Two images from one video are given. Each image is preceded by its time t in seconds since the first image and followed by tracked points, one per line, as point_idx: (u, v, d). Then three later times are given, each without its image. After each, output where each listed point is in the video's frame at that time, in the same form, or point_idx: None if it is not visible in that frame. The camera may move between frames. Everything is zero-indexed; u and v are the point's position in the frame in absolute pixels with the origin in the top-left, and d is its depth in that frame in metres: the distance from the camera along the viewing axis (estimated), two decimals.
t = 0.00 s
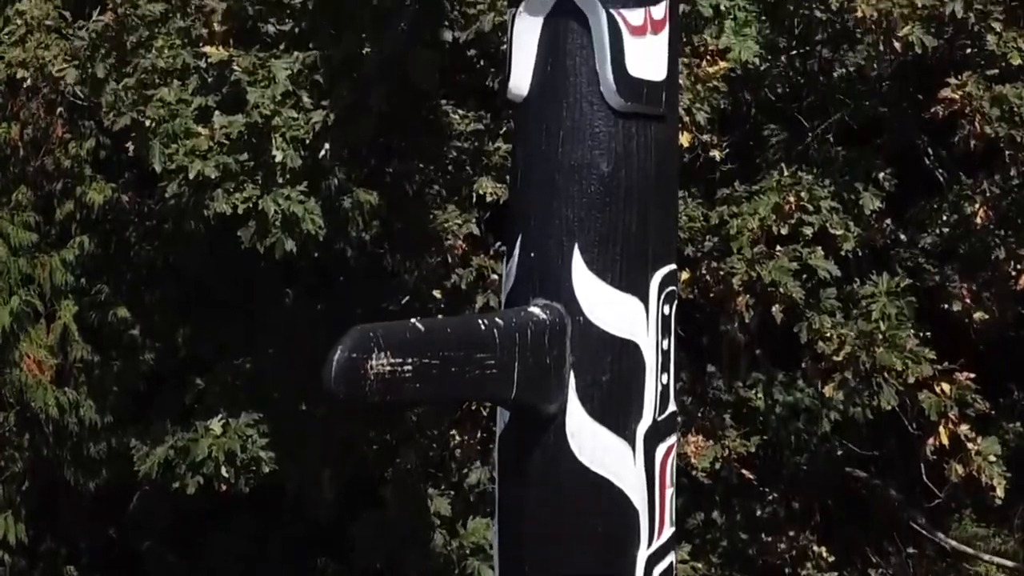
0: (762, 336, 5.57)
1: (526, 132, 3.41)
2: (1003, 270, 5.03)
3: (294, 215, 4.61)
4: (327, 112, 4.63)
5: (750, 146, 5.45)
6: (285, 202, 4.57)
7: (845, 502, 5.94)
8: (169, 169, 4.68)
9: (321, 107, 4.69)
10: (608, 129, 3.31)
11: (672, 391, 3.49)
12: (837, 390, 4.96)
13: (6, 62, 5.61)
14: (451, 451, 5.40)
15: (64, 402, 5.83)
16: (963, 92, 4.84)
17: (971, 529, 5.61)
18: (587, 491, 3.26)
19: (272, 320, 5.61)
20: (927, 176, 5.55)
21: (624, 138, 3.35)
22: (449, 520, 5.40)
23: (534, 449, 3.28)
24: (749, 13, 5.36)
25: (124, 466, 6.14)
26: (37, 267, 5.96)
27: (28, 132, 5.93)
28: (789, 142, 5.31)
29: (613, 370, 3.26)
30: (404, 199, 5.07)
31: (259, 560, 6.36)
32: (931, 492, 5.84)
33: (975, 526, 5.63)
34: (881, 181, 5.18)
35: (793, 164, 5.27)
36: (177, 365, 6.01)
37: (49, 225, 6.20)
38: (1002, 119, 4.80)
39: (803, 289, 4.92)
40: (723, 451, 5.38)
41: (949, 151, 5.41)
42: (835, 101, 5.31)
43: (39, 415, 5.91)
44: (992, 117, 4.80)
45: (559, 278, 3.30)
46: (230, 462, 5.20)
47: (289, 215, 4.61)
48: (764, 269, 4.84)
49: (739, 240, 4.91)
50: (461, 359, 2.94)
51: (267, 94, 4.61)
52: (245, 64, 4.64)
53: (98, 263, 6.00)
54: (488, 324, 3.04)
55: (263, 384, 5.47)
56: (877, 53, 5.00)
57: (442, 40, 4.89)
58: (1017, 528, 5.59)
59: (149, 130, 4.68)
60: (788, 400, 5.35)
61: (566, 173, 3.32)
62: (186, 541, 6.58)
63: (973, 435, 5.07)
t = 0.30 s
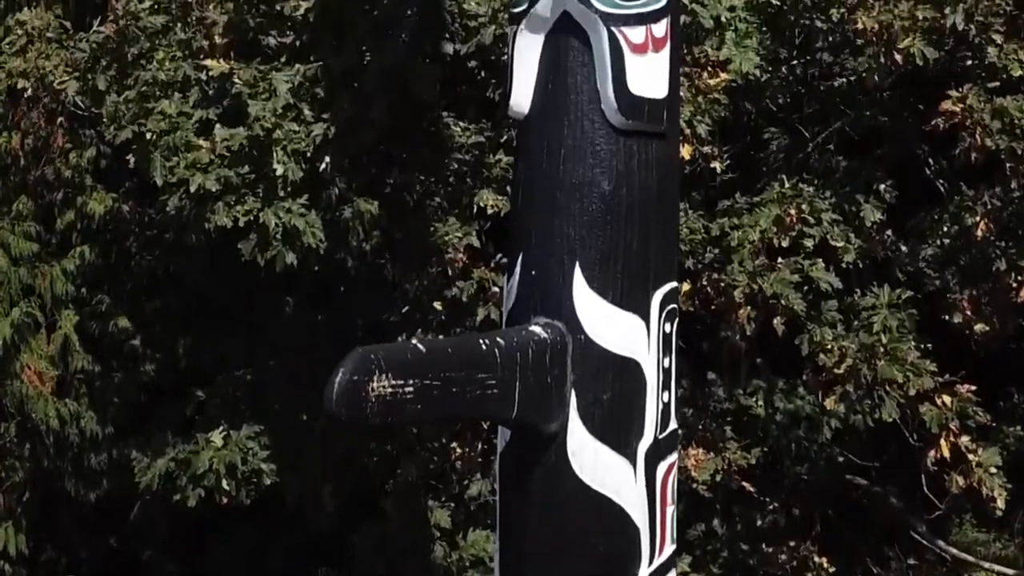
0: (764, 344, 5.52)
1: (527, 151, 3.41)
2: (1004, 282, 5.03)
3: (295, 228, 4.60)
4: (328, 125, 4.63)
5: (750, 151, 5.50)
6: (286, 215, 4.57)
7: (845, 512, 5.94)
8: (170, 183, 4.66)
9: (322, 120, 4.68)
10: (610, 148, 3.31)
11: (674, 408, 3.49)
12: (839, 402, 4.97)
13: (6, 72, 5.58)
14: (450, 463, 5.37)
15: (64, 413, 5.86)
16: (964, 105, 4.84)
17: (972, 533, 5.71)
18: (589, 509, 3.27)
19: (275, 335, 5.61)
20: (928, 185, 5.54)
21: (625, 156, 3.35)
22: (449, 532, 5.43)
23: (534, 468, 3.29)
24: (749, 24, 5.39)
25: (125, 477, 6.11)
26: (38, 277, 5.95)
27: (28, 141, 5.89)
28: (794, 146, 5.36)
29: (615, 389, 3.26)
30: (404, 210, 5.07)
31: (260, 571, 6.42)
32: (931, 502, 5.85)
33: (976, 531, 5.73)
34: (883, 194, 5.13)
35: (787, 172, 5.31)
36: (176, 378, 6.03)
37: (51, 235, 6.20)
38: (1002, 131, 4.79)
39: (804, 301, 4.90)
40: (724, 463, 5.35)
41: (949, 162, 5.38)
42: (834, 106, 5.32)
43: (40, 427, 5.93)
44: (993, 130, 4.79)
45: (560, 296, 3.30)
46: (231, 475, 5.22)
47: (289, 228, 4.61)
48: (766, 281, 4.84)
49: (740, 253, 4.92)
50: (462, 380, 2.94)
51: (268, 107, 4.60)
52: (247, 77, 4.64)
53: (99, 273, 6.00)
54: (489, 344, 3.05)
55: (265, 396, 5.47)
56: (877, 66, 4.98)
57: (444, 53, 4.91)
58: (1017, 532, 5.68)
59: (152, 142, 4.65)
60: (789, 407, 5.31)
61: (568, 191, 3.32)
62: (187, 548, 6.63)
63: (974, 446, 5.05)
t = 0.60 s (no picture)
0: (763, 354, 5.44)
1: (527, 174, 3.41)
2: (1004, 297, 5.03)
3: (295, 245, 4.60)
4: (329, 141, 4.60)
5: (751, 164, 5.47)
6: (287, 232, 4.56)
7: (845, 526, 5.95)
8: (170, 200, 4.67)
9: (322, 136, 4.66)
10: (610, 171, 3.32)
11: (674, 431, 3.49)
12: (840, 419, 4.94)
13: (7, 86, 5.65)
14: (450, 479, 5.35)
15: (65, 428, 5.90)
16: (964, 121, 4.85)
17: (972, 540, 5.59)
18: (591, 533, 3.26)
19: (277, 350, 5.63)
20: (928, 197, 5.54)
21: (626, 179, 3.36)
22: (449, 549, 5.41)
23: (535, 493, 3.29)
24: (749, 39, 5.37)
25: (126, 492, 6.12)
26: (39, 289, 5.98)
27: (29, 152, 5.90)
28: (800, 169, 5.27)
29: (615, 413, 3.27)
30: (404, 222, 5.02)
31: None
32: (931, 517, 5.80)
33: (976, 537, 5.61)
34: (884, 209, 5.15)
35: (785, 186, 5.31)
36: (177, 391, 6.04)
37: (53, 246, 6.17)
38: (1002, 147, 4.81)
39: (805, 317, 4.92)
40: (724, 479, 5.36)
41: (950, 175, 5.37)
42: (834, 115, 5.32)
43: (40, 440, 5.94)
44: (993, 146, 4.81)
45: (561, 320, 3.30)
46: (232, 490, 5.22)
47: (290, 245, 4.60)
48: (767, 297, 4.83)
49: (741, 269, 4.91)
50: (463, 406, 2.94)
51: (269, 124, 4.61)
52: (247, 94, 4.66)
53: (99, 285, 5.98)
54: (489, 370, 3.05)
55: (265, 411, 5.49)
56: (877, 81, 4.96)
57: (444, 69, 4.93)
58: (1017, 539, 5.62)
59: (153, 158, 4.67)
60: (788, 417, 5.28)
61: (568, 215, 3.32)
62: (187, 562, 6.61)
63: (974, 460, 5.04)
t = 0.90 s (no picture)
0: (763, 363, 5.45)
1: (527, 193, 3.41)
2: (1004, 309, 5.06)
3: (296, 260, 4.60)
4: (330, 156, 4.63)
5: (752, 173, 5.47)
6: (287, 246, 4.57)
7: (845, 537, 5.95)
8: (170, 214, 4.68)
9: (322, 151, 4.67)
10: (611, 190, 3.32)
11: (675, 450, 3.49)
12: (840, 434, 4.93)
13: (6, 95, 5.56)
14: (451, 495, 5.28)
15: (65, 440, 5.89)
16: (964, 134, 4.85)
17: (972, 545, 5.46)
18: (590, 553, 3.27)
19: (276, 360, 5.62)
20: (928, 208, 5.54)
21: (626, 198, 3.36)
22: (450, 563, 5.39)
23: (535, 513, 3.30)
24: (750, 51, 5.27)
25: (126, 503, 6.13)
26: (39, 300, 6.00)
27: (29, 163, 5.90)
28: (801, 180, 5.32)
29: (615, 433, 3.27)
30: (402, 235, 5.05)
31: None
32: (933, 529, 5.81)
33: (976, 543, 5.48)
34: (884, 221, 5.16)
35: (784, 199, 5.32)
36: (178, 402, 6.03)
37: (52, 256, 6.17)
38: (1002, 161, 4.82)
39: (805, 330, 4.90)
40: (725, 492, 5.34)
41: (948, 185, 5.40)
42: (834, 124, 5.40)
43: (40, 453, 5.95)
44: (994, 160, 4.81)
45: (561, 340, 3.31)
46: (234, 504, 5.20)
47: (290, 259, 4.60)
48: (768, 312, 4.83)
49: (742, 283, 4.89)
50: (463, 429, 2.95)
51: (269, 138, 4.59)
52: (247, 108, 4.63)
53: (99, 297, 6.00)
54: (490, 392, 3.05)
55: (265, 422, 5.50)
56: (877, 94, 4.96)
57: (444, 82, 4.91)
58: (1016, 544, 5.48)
59: (153, 172, 4.66)
60: (788, 425, 5.29)
61: (568, 235, 3.32)
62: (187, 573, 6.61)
63: (974, 473, 5.05)
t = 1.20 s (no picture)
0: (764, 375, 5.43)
1: (528, 217, 3.42)
2: (1004, 325, 4.99)
3: (296, 277, 4.60)
4: (330, 173, 4.63)
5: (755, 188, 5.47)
6: (287, 263, 4.57)
7: (845, 551, 5.94)
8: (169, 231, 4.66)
9: (323, 168, 4.65)
10: (611, 214, 3.32)
11: (675, 472, 3.50)
12: (841, 451, 4.88)
13: (7, 108, 5.56)
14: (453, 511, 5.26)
15: (66, 456, 5.92)
16: (964, 151, 4.87)
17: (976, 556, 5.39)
18: None
19: (282, 375, 5.68)
20: (927, 220, 5.55)
21: (627, 222, 3.36)
22: None
23: (535, 537, 3.31)
24: (750, 67, 5.30)
25: (126, 517, 6.12)
26: (38, 312, 6.02)
27: (29, 175, 5.85)
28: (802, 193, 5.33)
29: (615, 457, 3.28)
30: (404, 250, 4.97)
31: None
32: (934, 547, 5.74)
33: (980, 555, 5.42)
34: (884, 237, 5.17)
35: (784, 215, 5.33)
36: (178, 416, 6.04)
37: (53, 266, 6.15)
38: (1003, 177, 4.82)
39: (806, 346, 4.92)
40: (725, 508, 5.33)
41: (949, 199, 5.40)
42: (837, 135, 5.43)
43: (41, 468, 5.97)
44: (994, 176, 4.82)
45: (562, 364, 3.32)
46: (234, 521, 5.19)
47: (291, 276, 4.60)
48: (769, 329, 4.82)
49: (742, 298, 4.90)
50: (463, 456, 2.95)
51: (269, 155, 4.59)
52: (247, 124, 4.64)
53: (99, 311, 5.99)
54: (490, 418, 3.06)
55: (268, 436, 5.55)
56: (878, 111, 4.96)
57: (444, 98, 4.89)
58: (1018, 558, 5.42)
59: (153, 189, 4.67)
60: (789, 435, 5.24)
61: (568, 259, 3.33)
62: None
63: (975, 489, 5.05)
